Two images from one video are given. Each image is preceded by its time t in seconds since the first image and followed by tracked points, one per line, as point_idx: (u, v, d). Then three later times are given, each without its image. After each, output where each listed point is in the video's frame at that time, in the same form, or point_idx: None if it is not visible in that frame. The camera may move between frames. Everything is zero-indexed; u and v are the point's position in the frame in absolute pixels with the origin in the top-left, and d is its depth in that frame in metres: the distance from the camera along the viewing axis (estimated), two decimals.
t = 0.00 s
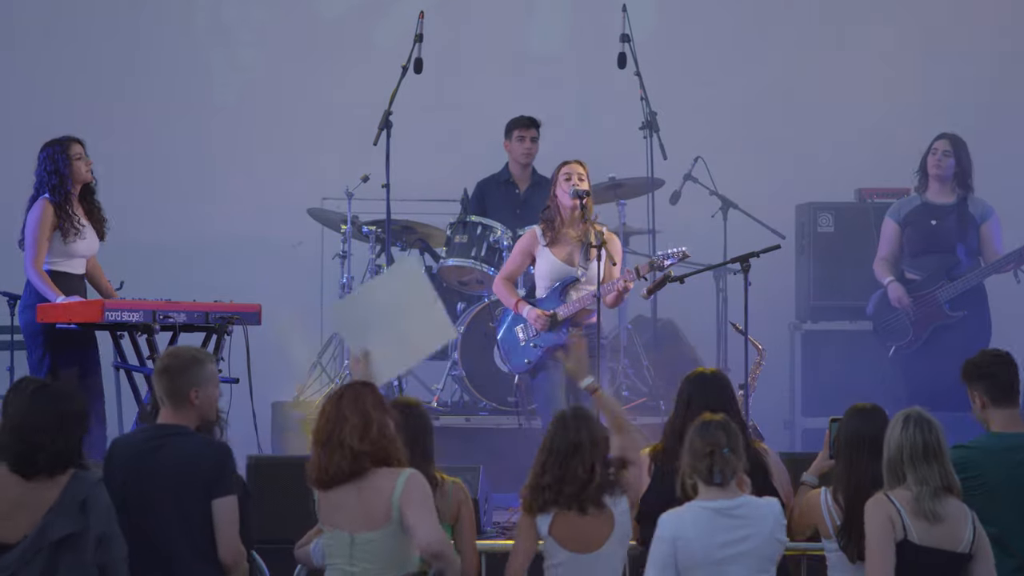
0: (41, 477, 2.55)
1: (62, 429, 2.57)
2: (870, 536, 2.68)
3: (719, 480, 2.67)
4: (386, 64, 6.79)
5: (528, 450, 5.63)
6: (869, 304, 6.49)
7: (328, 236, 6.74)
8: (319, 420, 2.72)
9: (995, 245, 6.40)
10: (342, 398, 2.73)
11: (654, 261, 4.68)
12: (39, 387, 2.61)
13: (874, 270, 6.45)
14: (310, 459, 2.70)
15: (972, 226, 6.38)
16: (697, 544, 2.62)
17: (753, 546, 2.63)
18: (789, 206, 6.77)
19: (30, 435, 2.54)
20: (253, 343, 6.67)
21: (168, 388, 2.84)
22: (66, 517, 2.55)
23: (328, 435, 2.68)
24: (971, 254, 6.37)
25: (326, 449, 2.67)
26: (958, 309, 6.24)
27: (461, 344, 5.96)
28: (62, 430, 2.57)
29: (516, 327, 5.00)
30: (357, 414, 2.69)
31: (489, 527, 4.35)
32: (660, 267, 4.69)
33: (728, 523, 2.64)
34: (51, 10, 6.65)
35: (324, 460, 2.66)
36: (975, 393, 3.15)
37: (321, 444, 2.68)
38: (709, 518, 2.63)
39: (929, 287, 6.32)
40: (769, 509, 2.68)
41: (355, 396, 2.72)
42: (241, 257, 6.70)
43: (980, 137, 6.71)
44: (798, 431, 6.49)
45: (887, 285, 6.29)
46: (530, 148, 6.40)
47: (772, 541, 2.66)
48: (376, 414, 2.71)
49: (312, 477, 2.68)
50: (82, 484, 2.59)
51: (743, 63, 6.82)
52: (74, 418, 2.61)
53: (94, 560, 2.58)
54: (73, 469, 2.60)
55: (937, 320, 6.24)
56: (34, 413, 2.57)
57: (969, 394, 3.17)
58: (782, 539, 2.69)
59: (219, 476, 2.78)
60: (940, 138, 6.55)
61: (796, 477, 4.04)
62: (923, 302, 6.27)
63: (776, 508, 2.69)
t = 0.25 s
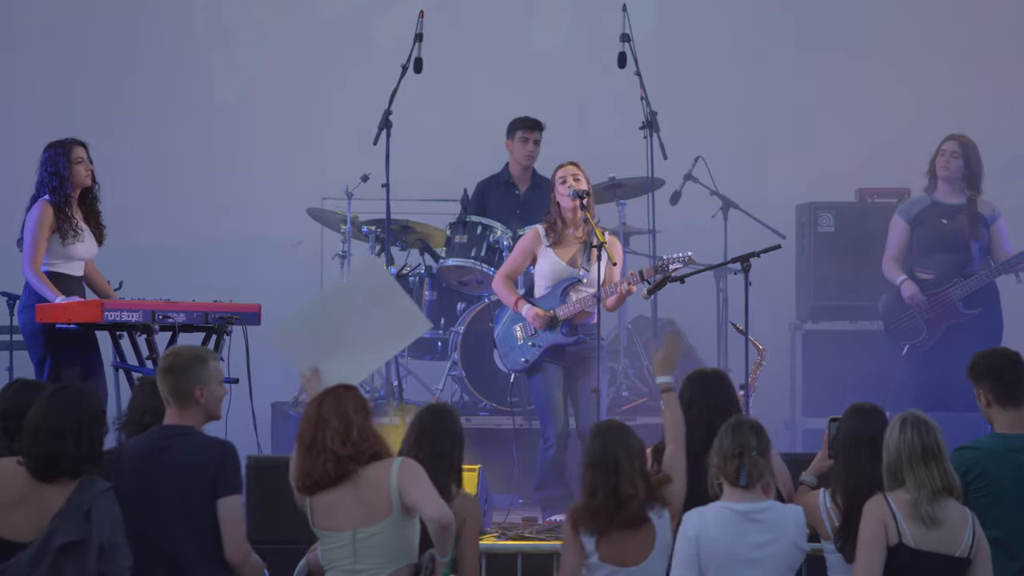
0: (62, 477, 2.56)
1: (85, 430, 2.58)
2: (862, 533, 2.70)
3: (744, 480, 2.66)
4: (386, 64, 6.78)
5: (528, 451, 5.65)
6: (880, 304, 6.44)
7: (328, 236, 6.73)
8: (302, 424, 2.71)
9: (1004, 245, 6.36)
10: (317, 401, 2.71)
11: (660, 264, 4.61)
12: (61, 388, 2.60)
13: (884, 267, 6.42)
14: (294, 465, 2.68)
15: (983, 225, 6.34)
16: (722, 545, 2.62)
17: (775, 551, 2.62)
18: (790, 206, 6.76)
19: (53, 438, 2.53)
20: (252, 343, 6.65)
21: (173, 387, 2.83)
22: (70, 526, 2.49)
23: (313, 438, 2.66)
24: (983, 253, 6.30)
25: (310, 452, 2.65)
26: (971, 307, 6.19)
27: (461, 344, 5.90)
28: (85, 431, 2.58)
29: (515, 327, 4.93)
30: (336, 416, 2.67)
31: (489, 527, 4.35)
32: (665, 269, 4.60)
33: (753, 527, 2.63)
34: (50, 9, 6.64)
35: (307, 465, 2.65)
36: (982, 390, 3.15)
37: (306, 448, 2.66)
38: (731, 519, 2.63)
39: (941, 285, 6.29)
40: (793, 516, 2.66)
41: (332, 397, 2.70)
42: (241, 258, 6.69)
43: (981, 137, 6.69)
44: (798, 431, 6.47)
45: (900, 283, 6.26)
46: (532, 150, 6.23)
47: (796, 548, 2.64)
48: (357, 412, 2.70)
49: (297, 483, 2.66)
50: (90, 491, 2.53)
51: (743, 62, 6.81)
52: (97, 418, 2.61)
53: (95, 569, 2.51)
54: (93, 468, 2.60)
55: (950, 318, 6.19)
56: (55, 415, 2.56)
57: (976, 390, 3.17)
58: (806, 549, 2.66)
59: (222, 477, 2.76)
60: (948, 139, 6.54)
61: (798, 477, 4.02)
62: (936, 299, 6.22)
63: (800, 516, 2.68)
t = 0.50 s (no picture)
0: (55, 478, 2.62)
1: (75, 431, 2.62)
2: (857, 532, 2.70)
3: (757, 485, 2.65)
4: (386, 64, 6.77)
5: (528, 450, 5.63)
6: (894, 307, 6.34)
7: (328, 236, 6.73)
8: (285, 425, 2.72)
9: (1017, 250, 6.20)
10: (300, 403, 2.72)
11: (660, 258, 4.62)
12: (54, 389, 2.65)
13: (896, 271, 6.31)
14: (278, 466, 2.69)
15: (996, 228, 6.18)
16: (723, 548, 2.63)
17: (775, 557, 2.63)
18: (791, 206, 6.75)
19: (45, 441, 2.58)
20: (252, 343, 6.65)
21: (171, 387, 2.82)
22: (60, 526, 2.56)
23: (294, 440, 2.67)
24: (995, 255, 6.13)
25: (292, 454, 2.66)
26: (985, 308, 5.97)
27: (461, 344, 5.91)
28: (75, 431, 2.62)
29: (517, 325, 4.90)
30: (317, 417, 2.68)
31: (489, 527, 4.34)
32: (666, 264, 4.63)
33: (761, 533, 2.63)
34: (50, 8, 6.64)
35: (289, 466, 2.65)
36: (985, 388, 3.14)
37: (288, 449, 2.67)
38: (737, 519, 2.64)
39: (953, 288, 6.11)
40: (802, 527, 2.65)
41: (315, 399, 2.71)
42: (241, 258, 6.69)
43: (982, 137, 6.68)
44: (799, 432, 6.47)
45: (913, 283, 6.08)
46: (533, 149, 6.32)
47: (799, 556, 2.64)
48: (340, 413, 2.71)
49: (280, 485, 2.66)
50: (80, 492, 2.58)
51: (743, 62, 6.79)
52: (85, 416, 2.66)
53: (90, 565, 2.58)
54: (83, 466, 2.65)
55: (964, 319, 5.97)
56: (45, 418, 2.61)
57: (980, 389, 3.17)
58: (810, 560, 2.66)
59: (225, 476, 2.76)
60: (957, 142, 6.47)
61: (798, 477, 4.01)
62: (950, 300, 5.99)
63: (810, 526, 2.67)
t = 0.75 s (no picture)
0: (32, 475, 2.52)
1: (43, 421, 2.53)
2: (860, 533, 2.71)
3: (757, 484, 2.62)
4: (386, 63, 6.76)
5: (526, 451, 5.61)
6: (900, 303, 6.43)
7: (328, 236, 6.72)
8: (280, 422, 2.69)
9: None
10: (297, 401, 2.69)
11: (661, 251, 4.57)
12: (14, 390, 2.55)
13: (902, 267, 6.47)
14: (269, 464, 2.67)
15: (1003, 225, 6.39)
16: (713, 544, 2.60)
17: (770, 553, 2.59)
18: (791, 206, 6.74)
19: (12, 438, 2.49)
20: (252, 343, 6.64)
21: (166, 388, 2.77)
22: (60, 507, 2.52)
23: (288, 438, 2.64)
24: (1001, 252, 6.36)
25: (284, 452, 2.63)
26: (989, 306, 6.25)
27: (461, 344, 5.88)
28: (42, 422, 2.52)
29: (522, 324, 4.90)
30: (312, 417, 2.64)
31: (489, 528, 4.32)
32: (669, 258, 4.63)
33: (752, 529, 2.60)
34: (49, 8, 6.63)
35: (281, 464, 2.63)
36: (984, 387, 3.13)
37: (281, 447, 2.65)
38: (731, 516, 2.61)
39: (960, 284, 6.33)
40: (795, 521, 2.62)
41: (312, 399, 2.67)
42: (241, 258, 6.68)
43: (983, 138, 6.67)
44: (799, 432, 6.46)
45: (919, 283, 6.29)
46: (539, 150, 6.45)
47: (790, 551, 2.60)
48: (339, 414, 2.66)
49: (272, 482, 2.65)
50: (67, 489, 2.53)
51: (744, 62, 6.78)
52: (50, 405, 2.56)
53: (100, 548, 2.54)
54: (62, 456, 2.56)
55: (970, 317, 6.23)
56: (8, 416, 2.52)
57: (978, 388, 3.16)
58: (804, 556, 2.62)
59: (222, 478, 2.74)
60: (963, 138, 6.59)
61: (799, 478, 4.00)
62: (956, 300, 6.27)
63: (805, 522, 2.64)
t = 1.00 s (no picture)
0: (28, 481, 2.50)
1: (37, 426, 2.52)
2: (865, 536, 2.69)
3: (724, 481, 2.63)
4: (386, 63, 6.75)
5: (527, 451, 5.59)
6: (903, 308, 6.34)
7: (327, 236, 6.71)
8: (296, 417, 2.68)
9: None
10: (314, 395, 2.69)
11: (659, 247, 4.63)
12: (8, 393, 2.55)
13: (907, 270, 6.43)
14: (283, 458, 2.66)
15: (1008, 228, 6.20)
16: (689, 543, 2.62)
17: (748, 550, 2.58)
18: (792, 206, 6.74)
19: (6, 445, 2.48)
20: (251, 343, 6.64)
21: (162, 391, 2.75)
22: (65, 507, 2.51)
23: (302, 433, 2.63)
24: (1005, 253, 6.16)
25: (298, 448, 2.62)
26: (991, 305, 6.07)
27: (461, 345, 5.86)
28: (35, 427, 2.51)
29: (524, 323, 4.85)
30: (328, 414, 2.64)
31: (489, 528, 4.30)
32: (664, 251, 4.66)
33: (726, 525, 2.61)
34: (48, 7, 6.61)
35: (294, 458, 2.62)
36: (983, 388, 3.12)
37: (295, 441, 2.64)
38: (706, 516, 2.62)
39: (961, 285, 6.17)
40: (773, 518, 2.61)
41: (330, 396, 2.66)
42: (240, 258, 6.67)
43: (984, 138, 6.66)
44: (800, 432, 6.48)
45: (919, 286, 6.13)
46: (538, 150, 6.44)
47: (771, 548, 2.59)
48: (354, 412, 2.65)
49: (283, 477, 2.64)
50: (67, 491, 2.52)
51: (744, 62, 6.77)
52: (42, 410, 2.55)
53: (107, 548, 2.55)
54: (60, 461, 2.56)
55: (972, 317, 6.05)
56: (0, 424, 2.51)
57: (977, 389, 3.14)
58: (787, 551, 2.60)
59: (217, 483, 2.75)
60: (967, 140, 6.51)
61: (800, 479, 3.99)
62: (957, 299, 6.09)
63: (783, 517, 2.62)
